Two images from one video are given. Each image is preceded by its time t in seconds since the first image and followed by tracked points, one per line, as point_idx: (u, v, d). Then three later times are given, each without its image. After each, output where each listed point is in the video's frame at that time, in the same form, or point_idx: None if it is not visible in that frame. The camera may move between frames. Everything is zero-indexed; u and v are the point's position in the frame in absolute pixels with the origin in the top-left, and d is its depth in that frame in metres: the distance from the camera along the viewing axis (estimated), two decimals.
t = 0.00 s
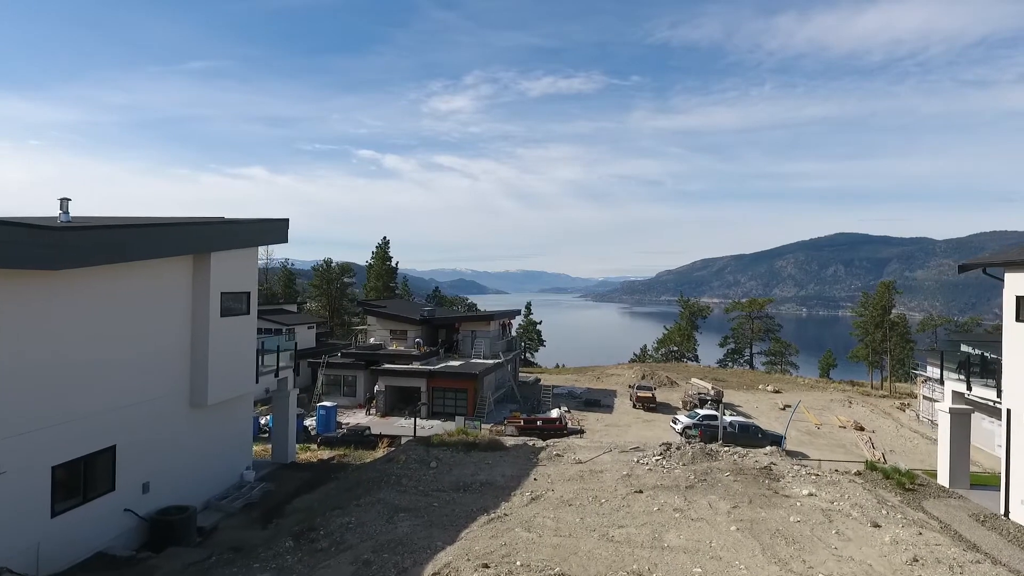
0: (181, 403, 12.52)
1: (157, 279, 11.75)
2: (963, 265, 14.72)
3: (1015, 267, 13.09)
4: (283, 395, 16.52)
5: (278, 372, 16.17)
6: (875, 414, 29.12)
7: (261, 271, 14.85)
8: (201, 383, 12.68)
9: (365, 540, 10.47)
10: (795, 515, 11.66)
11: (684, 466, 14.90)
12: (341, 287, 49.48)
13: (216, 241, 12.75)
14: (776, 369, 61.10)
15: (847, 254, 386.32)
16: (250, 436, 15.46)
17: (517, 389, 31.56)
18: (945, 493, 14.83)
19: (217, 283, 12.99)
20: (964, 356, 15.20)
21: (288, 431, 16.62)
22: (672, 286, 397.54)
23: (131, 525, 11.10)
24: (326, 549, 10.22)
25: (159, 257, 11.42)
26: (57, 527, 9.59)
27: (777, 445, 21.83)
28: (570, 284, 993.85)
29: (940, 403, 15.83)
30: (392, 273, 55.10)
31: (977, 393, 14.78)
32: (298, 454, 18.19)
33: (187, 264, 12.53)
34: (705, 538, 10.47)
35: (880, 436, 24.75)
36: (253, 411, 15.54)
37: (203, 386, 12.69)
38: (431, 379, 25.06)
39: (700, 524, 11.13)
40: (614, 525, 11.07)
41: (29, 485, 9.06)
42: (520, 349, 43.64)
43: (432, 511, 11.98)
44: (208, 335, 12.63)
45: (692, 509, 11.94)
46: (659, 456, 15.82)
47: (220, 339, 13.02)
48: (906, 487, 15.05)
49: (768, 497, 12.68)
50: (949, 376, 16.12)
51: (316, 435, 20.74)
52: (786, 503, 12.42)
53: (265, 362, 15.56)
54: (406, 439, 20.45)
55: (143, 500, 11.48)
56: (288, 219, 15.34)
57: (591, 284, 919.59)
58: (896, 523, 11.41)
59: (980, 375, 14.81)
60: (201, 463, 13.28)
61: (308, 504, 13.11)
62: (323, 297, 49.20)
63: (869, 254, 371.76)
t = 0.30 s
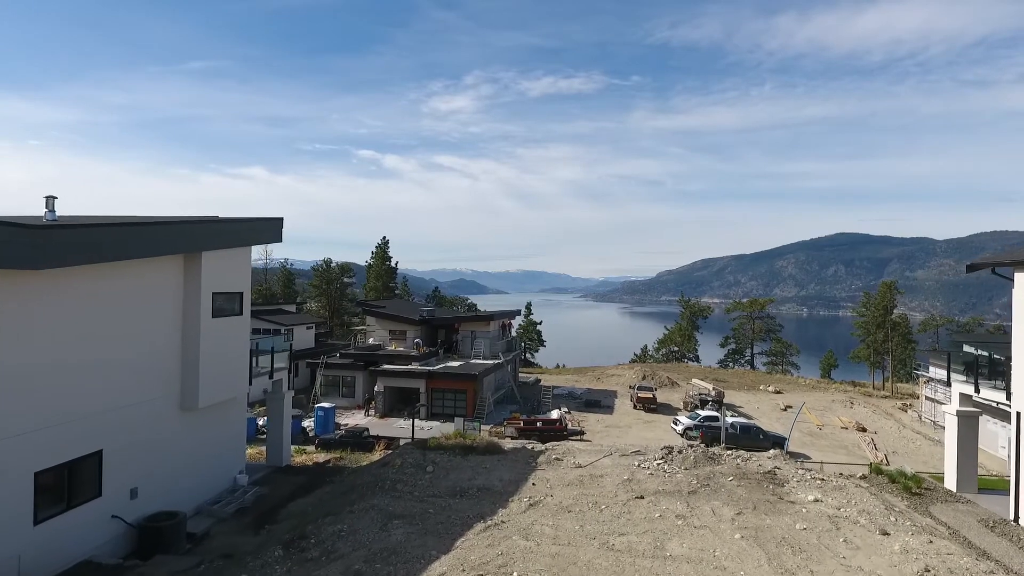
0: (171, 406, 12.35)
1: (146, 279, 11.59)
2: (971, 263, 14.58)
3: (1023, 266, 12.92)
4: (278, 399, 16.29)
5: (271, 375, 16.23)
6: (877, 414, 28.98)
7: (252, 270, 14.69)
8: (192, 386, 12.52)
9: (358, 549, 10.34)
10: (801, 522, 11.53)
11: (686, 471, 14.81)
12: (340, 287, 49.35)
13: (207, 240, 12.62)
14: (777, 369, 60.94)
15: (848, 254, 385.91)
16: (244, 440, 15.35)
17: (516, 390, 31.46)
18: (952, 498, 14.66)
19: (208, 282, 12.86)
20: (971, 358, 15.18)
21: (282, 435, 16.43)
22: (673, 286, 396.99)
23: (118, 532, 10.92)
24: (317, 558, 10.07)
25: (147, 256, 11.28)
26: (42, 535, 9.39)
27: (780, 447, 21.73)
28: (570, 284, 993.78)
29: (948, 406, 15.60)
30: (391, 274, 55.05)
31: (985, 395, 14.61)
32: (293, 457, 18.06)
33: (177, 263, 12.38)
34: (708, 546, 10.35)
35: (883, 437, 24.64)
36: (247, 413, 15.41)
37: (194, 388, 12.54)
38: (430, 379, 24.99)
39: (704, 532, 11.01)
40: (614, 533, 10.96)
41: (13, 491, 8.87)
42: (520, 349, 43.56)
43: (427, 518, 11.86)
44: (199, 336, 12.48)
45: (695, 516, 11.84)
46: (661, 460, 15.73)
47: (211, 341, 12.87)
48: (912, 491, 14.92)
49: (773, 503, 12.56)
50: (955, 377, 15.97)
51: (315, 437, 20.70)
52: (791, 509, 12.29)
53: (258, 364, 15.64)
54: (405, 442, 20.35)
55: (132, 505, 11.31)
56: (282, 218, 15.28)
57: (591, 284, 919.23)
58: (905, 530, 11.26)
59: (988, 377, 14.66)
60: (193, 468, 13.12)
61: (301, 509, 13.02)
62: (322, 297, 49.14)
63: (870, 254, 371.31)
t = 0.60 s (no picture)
0: (161, 408, 12.20)
1: (135, 279, 11.45)
2: (978, 262, 14.38)
3: None
4: (272, 401, 16.24)
5: (265, 377, 16.11)
6: (877, 415, 28.89)
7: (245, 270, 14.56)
8: (182, 388, 12.39)
9: (350, 557, 10.22)
10: (806, 528, 11.42)
11: (687, 474, 14.75)
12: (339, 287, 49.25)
13: (197, 239, 12.48)
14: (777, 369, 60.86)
15: (848, 254, 385.84)
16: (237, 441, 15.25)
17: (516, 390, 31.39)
18: (958, 502, 14.52)
19: (199, 283, 12.72)
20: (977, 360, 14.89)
21: (276, 438, 16.40)
22: (673, 286, 397.11)
23: (104, 538, 10.76)
24: (306, 567, 9.94)
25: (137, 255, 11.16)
26: (25, 541, 9.23)
27: (781, 448, 21.64)
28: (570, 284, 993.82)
29: (955, 408, 15.36)
30: (390, 274, 55.01)
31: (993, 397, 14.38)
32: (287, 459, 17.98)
33: (167, 263, 12.24)
34: (711, 554, 10.24)
35: (883, 438, 24.55)
36: (240, 415, 15.29)
37: (184, 391, 12.40)
38: (428, 380, 24.93)
39: (706, 539, 10.90)
40: (614, 540, 10.87)
41: None
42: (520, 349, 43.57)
43: (421, 525, 11.74)
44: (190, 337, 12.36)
45: (698, 521, 11.76)
46: (661, 464, 15.67)
47: (202, 342, 12.73)
48: (917, 495, 14.81)
49: (777, 509, 12.47)
50: (961, 378, 15.65)
51: (312, 439, 20.64)
52: (796, 515, 12.19)
53: (252, 366, 15.51)
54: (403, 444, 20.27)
55: (119, 511, 11.15)
56: (276, 217, 15.22)
57: (591, 284, 919.23)
58: (912, 537, 11.13)
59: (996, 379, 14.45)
60: (182, 472, 12.97)
61: (294, 515, 12.93)
62: (321, 297, 49.12)
63: (870, 254, 371.47)
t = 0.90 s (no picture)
0: (151, 412, 12.06)
1: (125, 278, 11.34)
2: (985, 261, 14.21)
3: None
4: (266, 402, 16.15)
5: (259, 378, 15.95)
6: (879, 416, 28.81)
7: (236, 269, 14.41)
8: (173, 390, 12.27)
9: (342, 565, 10.10)
10: (812, 535, 11.31)
11: (689, 479, 14.68)
12: (339, 288, 49.20)
13: (187, 238, 12.36)
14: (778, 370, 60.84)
15: (849, 254, 385.57)
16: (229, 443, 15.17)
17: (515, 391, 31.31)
18: (964, 506, 14.40)
19: (190, 283, 12.61)
20: (985, 361, 14.86)
21: (271, 441, 16.31)
22: (673, 286, 396.89)
23: (92, 544, 10.58)
24: None
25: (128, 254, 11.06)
26: (10, 548, 9.04)
27: (782, 449, 21.51)
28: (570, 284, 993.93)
29: (962, 410, 15.12)
30: (389, 274, 54.97)
31: (1001, 400, 14.12)
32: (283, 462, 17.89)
33: (156, 263, 12.12)
34: (713, 562, 10.12)
35: (885, 439, 24.45)
36: (231, 418, 15.18)
37: (174, 393, 12.27)
38: (427, 381, 24.85)
39: (710, 546, 10.78)
40: (614, 548, 10.77)
41: None
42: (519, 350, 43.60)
43: (416, 531, 11.62)
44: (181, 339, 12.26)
45: (701, 528, 11.66)
46: (663, 467, 15.59)
47: (193, 343, 12.63)
48: (923, 499, 14.72)
49: (781, 515, 12.36)
50: (968, 381, 15.77)
51: (310, 440, 20.59)
52: (801, 521, 12.08)
53: (246, 367, 15.36)
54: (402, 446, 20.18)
55: (108, 517, 10.99)
56: (269, 216, 15.17)
57: (591, 284, 919.02)
58: (920, 544, 11.00)
59: (1002, 381, 14.27)
60: (172, 477, 12.83)
61: (287, 520, 12.83)
62: (321, 298, 49.08)
63: (871, 254, 371.21)
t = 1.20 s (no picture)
0: (140, 416, 11.94)
1: (113, 277, 11.23)
2: (994, 261, 14.02)
3: None
4: (261, 404, 16.06)
5: (254, 380, 15.82)
6: (880, 416, 28.75)
7: (228, 269, 14.30)
8: (162, 393, 12.17)
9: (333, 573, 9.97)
10: (817, 542, 11.15)
11: (691, 483, 14.60)
12: (338, 288, 49.15)
13: (177, 238, 12.26)
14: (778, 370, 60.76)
15: (850, 253, 384.96)
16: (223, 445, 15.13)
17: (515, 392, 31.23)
18: (971, 510, 14.29)
19: (180, 283, 12.51)
20: (991, 363, 14.53)
21: (265, 444, 16.23)
22: (673, 287, 396.80)
23: (77, 551, 10.44)
24: None
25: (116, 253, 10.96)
26: None
27: (784, 450, 21.37)
28: (570, 284, 993.70)
29: (968, 411, 14.94)
30: (388, 274, 54.93)
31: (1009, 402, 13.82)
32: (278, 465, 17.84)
33: (146, 263, 12.03)
34: (715, 570, 9.98)
35: (887, 440, 24.33)
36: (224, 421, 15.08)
37: (164, 396, 12.17)
38: (426, 381, 24.77)
39: (713, 554, 10.64)
40: (614, 556, 10.64)
41: None
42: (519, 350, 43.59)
43: (410, 538, 11.49)
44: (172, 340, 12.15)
45: (702, 534, 11.54)
46: (664, 471, 15.51)
47: (183, 345, 12.52)
48: (930, 504, 14.63)
49: (785, 521, 12.23)
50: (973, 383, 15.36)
51: (308, 442, 20.53)
52: (806, 528, 11.94)
53: (240, 368, 15.24)
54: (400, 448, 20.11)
55: (94, 523, 10.85)
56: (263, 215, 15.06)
57: (591, 284, 918.74)
58: (928, 551, 10.83)
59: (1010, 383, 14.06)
60: (162, 482, 12.71)
61: (281, 525, 12.72)
62: (321, 298, 49.03)
63: (871, 254, 370.81)
